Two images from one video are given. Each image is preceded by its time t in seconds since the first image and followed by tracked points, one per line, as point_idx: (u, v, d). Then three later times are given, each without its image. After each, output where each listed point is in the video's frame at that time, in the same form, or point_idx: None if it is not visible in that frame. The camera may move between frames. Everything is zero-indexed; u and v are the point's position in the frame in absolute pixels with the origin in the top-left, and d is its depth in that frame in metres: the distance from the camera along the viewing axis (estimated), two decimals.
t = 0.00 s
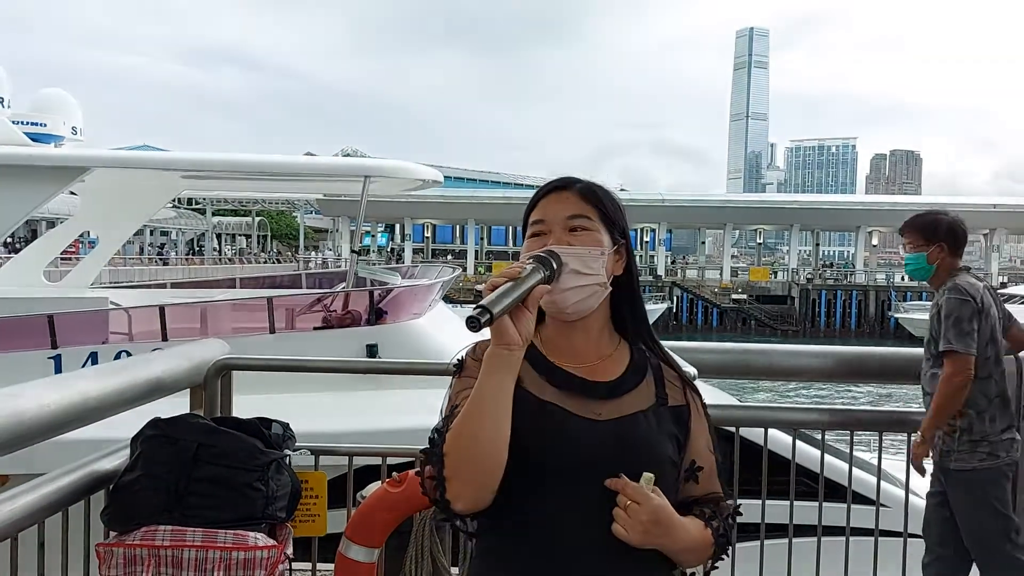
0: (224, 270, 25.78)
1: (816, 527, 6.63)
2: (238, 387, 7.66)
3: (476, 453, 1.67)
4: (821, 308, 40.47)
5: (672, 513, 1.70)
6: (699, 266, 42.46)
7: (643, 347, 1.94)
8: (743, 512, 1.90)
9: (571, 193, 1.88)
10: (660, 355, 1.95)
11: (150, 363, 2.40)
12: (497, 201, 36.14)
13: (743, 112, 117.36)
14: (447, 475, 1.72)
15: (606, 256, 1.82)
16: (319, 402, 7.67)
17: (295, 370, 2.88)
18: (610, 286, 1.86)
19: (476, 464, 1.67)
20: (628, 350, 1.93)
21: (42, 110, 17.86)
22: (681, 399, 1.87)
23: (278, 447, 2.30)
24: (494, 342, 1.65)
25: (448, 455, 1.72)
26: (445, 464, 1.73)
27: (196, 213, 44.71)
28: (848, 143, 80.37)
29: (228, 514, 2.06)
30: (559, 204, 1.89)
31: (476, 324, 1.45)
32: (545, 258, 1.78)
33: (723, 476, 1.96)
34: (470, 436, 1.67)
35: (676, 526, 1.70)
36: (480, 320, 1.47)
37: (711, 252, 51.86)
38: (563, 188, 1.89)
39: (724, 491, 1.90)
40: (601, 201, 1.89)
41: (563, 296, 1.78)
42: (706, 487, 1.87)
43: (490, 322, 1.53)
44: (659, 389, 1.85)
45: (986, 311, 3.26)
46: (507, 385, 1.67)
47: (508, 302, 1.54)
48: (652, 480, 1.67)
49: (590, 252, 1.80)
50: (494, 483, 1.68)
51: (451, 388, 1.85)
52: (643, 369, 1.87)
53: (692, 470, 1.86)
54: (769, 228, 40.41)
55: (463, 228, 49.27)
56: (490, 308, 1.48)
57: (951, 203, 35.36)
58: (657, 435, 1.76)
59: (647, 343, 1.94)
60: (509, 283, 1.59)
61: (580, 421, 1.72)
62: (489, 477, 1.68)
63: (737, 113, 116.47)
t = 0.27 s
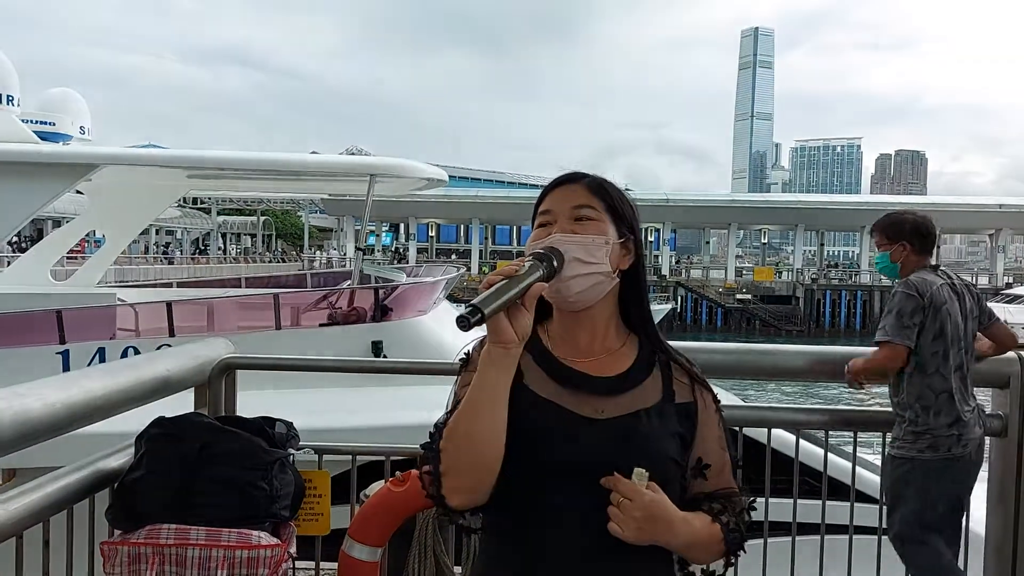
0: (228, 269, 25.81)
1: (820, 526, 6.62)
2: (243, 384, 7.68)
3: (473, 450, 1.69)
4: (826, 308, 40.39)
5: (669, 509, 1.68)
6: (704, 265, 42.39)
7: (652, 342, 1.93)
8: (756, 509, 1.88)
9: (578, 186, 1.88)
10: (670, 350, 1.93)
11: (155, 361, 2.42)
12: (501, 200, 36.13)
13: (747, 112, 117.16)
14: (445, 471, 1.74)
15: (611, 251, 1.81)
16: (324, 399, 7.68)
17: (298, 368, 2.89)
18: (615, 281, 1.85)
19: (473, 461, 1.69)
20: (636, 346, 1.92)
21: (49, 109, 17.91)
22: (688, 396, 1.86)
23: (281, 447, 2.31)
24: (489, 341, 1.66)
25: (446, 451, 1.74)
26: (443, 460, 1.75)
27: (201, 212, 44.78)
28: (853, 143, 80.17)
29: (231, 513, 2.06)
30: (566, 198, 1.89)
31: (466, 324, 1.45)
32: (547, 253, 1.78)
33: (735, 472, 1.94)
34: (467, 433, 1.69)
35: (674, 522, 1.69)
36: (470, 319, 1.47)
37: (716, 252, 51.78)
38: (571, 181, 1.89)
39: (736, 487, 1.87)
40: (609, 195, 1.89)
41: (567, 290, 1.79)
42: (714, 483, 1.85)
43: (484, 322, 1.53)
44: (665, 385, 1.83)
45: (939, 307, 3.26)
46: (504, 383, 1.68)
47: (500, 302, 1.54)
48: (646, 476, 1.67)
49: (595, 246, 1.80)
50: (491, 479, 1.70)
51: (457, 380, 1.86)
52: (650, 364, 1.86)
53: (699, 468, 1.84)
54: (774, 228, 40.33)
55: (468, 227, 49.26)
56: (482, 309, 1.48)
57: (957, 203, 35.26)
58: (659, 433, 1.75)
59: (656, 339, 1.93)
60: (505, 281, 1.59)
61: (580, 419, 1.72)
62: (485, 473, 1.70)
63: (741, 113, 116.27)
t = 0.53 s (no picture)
0: (236, 269, 25.90)
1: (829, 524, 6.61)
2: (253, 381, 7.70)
3: (476, 443, 1.72)
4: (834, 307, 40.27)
5: (683, 456, 1.63)
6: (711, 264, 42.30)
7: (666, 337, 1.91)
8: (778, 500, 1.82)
9: (592, 181, 1.89)
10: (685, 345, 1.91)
11: (165, 361, 2.43)
12: (508, 199, 36.13)
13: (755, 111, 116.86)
14: (449, 465, 1.78)
15: (622, 246, 1.81)
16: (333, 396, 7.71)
17: (306, 367, 2.90)
18: (627, 276, 1.84)
19: (476, 453, 1.72)
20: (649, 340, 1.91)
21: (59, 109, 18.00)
22: (701, 390, 1.83)
23: (290, 445, 2.32)
24: (493, 335, 1.69)
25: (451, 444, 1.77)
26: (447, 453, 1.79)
27: (209, 211, 44.93)
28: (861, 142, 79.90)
29: (239, 512, 2.07)
30: (580, 192, 1.89)
31: (466, 319, 1.46)
32: (556, 247, 1.79)
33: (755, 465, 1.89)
34: (472, 427, 1.72)
35: (692, 470, 1.63)
36: (472, 314, 1.49)
37: (723, 251, 51.69)
38: (586, 176, 1.90)
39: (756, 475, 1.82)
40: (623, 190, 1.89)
41: (575, 285, 1.79)
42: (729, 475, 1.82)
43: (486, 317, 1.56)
44: (676, 380, 1.82)
45: (895, 304, 3.38)
46: (509, 378, 1.72)
47: (500, 299, 1.56)
48: (657, 420, 1.63)
49: (605, 242, 1.80)
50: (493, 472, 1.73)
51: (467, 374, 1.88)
52: (661, 359, 1.84)
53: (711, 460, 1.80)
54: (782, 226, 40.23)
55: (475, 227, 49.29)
56: (482, 304, 1.50)
57: (966, 202, 35.11)
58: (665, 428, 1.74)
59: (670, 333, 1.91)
60: (508, 277, 1.61)
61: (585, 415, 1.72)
62: (488, 467, 1.73)
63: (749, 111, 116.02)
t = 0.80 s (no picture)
0: (243, 270, 25.92)
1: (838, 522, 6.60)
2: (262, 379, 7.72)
3: (488, 444, 1.74)
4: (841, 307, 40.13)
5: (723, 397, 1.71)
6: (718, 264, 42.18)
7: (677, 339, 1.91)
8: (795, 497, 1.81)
9: (602, 184, 1.89)
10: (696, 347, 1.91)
11: (175, 361, 2.45)
12: (515, 199, 36.08)
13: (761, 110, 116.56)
14: (462, 468, 1.80)
15: (631, 251, 1.81)
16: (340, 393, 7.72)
17: (314, 367, 2.91)
18: (637, 279, 1.85)
19: (488, 456, 1.74)
20: (660, 343, 1.91)
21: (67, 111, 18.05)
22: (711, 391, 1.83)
23: (300, 445, 2.33)
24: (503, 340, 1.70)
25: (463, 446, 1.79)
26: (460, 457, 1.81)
27: (215, 212, 44.99)
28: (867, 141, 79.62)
29: (249, 511, 2.08)
30: (590, 195, 1.90)
31: (475, 329, 1.47)
32: (565, 251, 1.80)
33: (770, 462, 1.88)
34: (484, 430, 1.74)
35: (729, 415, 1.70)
36: (480, 325, 1.49)
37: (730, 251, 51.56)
38: (596, 178, 1.90)
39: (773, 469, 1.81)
40: (633, 193, 1.89)
41: (584, 289, 1.80)
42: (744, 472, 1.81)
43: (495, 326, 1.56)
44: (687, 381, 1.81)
45: (854, 299, 3.68)
46: (520, 381, 1.74)
47: (509, 306, 1.56)
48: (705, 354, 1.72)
49: (614, 247, 1.80)
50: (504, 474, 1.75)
51: (478, 378, 1.90)
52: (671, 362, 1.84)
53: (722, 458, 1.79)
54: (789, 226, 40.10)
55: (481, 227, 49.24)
56: (491, 314, 1.51)
57: (974, 200, 34.95)
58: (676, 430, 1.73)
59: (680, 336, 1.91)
60: (517, 284, 1.62)
61: (594, 417, 1.73)
62: (498, 470, 1.75)
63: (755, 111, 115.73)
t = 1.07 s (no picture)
0: (248, 271, 25.95)
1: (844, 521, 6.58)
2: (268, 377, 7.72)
3: (500, 443, 1.72)
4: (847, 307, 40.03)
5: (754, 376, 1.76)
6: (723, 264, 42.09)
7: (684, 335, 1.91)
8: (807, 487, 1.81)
9: (609, 179, 1.88)
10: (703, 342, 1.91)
11: (181, 362, 2.45)
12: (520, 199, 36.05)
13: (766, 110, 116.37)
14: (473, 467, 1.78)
15: (641, 246, 1.81)
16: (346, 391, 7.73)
17: (318, 368, 2.92)
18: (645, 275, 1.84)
19: (500, 455, 1.72)
20: (667, 339, 1.91)
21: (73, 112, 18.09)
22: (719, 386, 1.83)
23: (305, 445, 2.34)
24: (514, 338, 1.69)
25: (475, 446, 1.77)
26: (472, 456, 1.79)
27: (221, 213, 45.03)
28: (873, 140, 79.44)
29: (255, 512, 2.08)
30: (598, 190, 1.89)
31: (487, 328, 1.48)
32: (574, 248, 1.80)
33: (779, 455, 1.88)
34: (496, 430, 1.72)
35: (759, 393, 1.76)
36: (491, 325, 1.50)
37: (735, 250, 51.46)
38: (603, 173, 1.89)
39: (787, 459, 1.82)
40: (641, 188, 1.89)
41: (593, 286, 1.80)
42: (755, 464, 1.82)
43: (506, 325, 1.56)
44: (695, 376, 1.81)
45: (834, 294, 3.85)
46: (531, 380, 1.71)
47: (520, 303, 1.56)
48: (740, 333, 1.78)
49: (624, 242, 1.80)
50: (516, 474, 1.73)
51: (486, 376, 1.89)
52: (679, 358, 1.84)
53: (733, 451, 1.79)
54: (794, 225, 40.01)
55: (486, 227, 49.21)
56: (503, 313, 1.51)
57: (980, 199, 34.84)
58: (685, 426, 1.73)
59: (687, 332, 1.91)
60: (528, 280, 1.61)
61: (604, 414, 1.72)
62: (510, 469, 1.73)
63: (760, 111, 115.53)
